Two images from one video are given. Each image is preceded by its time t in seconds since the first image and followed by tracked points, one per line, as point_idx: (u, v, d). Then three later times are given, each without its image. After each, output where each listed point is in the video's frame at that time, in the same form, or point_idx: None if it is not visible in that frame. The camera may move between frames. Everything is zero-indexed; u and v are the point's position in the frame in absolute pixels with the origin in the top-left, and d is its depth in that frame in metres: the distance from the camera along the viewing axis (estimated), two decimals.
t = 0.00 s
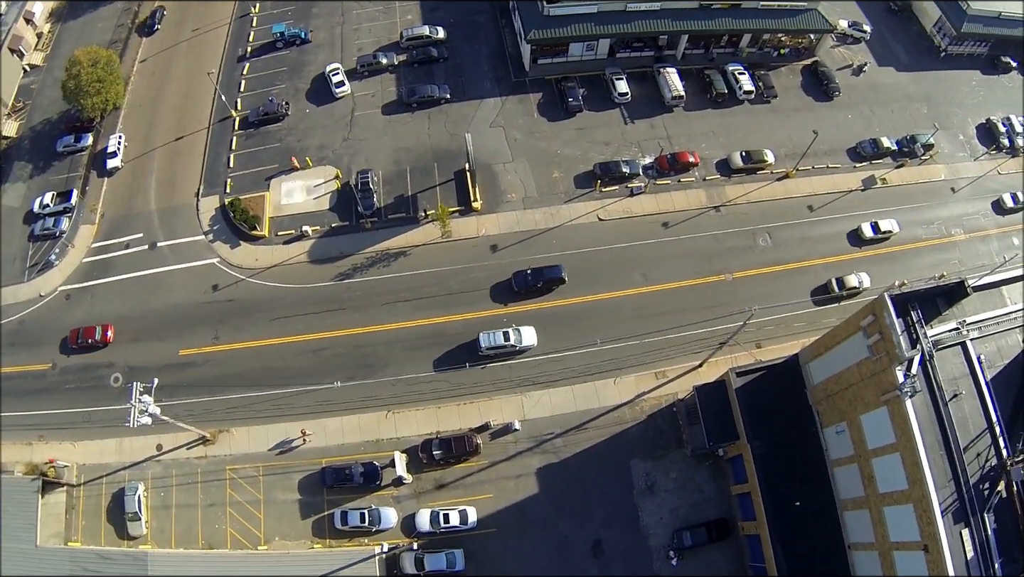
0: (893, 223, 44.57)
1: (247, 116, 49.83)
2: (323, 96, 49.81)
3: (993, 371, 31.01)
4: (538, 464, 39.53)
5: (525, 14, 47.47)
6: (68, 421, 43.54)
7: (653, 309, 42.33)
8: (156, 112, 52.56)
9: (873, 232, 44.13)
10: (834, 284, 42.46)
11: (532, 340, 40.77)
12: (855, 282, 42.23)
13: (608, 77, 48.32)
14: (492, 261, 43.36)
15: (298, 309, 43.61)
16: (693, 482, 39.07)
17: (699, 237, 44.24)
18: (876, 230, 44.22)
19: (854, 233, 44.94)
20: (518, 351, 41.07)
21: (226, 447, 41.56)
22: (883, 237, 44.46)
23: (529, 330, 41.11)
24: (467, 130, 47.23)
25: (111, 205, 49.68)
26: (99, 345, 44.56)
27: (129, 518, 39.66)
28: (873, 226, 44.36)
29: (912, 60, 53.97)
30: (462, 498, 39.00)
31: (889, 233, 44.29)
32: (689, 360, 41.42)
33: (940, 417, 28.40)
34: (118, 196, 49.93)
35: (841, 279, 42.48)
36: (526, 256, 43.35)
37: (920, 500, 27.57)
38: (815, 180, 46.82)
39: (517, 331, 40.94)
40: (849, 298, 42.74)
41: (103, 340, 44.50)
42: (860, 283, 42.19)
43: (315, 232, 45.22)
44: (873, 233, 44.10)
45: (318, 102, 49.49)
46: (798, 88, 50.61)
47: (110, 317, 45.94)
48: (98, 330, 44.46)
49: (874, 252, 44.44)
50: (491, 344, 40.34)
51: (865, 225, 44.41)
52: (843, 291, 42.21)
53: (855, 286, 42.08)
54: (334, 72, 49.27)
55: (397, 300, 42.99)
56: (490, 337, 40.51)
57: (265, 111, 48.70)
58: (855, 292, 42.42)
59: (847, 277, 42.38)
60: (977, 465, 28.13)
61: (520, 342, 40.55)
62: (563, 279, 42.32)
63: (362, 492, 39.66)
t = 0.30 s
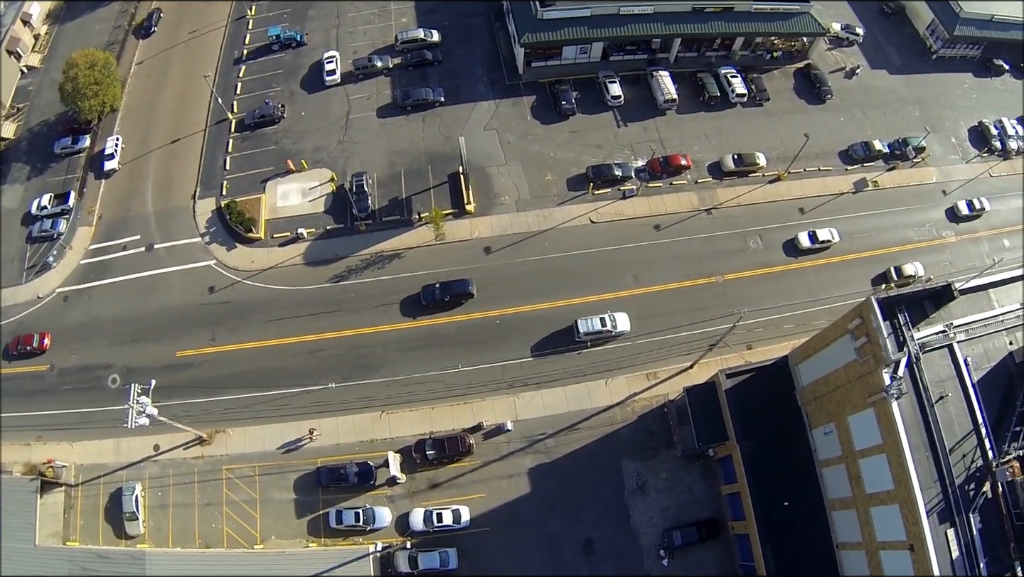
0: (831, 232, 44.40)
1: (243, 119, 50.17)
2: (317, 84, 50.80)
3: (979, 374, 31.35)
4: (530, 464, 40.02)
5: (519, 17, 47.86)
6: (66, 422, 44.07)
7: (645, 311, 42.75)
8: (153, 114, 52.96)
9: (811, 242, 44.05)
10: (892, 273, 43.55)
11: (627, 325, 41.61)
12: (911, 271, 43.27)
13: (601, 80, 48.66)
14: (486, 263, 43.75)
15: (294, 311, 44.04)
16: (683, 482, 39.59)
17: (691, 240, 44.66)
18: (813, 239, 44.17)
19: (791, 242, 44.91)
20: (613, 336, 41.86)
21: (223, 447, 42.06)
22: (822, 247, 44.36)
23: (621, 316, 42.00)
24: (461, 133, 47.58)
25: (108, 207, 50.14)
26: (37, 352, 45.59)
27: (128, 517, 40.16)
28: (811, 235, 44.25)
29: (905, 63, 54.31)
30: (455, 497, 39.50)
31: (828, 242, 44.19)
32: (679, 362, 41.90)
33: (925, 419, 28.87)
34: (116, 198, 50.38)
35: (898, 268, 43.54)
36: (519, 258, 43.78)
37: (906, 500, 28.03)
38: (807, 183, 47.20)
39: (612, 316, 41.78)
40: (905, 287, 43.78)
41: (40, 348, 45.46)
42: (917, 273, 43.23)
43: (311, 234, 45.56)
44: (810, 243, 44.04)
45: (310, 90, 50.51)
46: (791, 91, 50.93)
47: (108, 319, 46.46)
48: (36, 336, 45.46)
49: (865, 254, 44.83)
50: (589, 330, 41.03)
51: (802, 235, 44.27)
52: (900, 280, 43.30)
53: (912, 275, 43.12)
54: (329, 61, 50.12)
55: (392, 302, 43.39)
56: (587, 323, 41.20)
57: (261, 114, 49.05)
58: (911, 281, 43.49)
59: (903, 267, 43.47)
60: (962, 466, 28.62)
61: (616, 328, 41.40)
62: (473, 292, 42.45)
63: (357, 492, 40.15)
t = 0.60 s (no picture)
0: (759, 236, 44.40)
1: (235, 121, 50.58)
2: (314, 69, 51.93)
3: (963, 367, 32.01)
4: (521, 459, 40.59)
5: (506, 18, 48.38)
6: (62, 424, 44.57)
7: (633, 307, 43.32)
8: (146, 118, 53.42)
9: (738, 246, 44.08)
10: (938, 255, 44.77)
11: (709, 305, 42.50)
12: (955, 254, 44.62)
13: (589, 79, 49.16)
14: (477, 261, 44.28)
15: (288, 311, 44.48)
16: (673, 476, 40.22)
17: (679, 236, 45.21)
18: (740, 243, 44.19)
19: (718, 246, 45.00)
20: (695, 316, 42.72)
21: (219, 447, 42.58)
22: (751, 250, 44.38)
23: (704, 295, 42.83)
24: (450, 134, 48.03)
25: (102, 210, 50.64)
26: None
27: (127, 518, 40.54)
28: (738, 239, 44.28)
29: (891, 59, 54.84)
30: (448, 493, 40.07)
31: (757, 246, 44.21)
32: (668, 357, 42.50)
33: (909, 411, 29.53)
34: (110, 201, 50.87)
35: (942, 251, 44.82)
36: (510, 257, 44.28)
37: (891, 491, 28.64)
38: (793, 179, 47.76)
39: (696, 295, 42.63)
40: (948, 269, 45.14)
41: None
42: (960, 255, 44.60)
43: (303, 235, 45.99)
44: (737, 247, 44.08)
45: (303, 77, 51.62)
46: (777, 88, 51.44)
47: (103, 321, 46.95)
48: None
49: (851, 249, 45.43)
50: (676, 310, 41.92)
51: (729, 239, 44.35)
52: (945, 261, 44.55)
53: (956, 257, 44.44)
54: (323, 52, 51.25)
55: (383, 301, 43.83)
56: (674, 302, 42.13)
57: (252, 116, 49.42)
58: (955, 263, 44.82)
59: (948, 249, 44.73)
60: (947, 457, 29.18)
61: (700, 307, 42.24)
62: (382, 303, 43.11)
63: (351, 488, 40.73)
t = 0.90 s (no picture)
0: (711, 262, 44.35)
1: (269, 100, 51.43)
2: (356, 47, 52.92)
3: (962, 408, 32.31)
4: (520, 457, 41.23)
5: (544, 22, 48.97)
6: (77, 381, 46.18)
7: (644, 318, 43.87)
8: (182, 90, 54.43)
9: (685, 271, 44.05)
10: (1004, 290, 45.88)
11: (803, 315, 43.51)
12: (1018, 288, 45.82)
13: (621, 89, 49.65)
14: (495, 259, 44.88)
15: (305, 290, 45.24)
16: (667, 488, 40.71)
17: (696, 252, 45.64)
18: (689, 268, 44.11)
19: (667, 270, 44.99)
20: (788, 324, 43.77)
21: (226, 416, 43.47)
22: (700, 276, 44.28)
23: (798, 304, 43.94)
24: (480, 131, 48.64)
25: (131, 175, 52.30)
26: None
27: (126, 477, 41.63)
28: (688, 264, 44.19)
29: (923, 95, 54.90)
30: (445, 482, 40.81)
31: (706, 271, 44.05)
32: (673, 371, 42.99)
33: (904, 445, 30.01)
34: (139, 168, 52.32)
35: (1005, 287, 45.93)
36: (527, 257, 44.89)
37: (878, 523, 29.07)
38: (814, 206, 48.04)
39: (790, 303, 43.84)
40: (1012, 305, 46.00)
41: None
42: None
43: (327, 217, 46.74)
44: (685, 272, 44.06)
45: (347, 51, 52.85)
46: (806, 114, 51.68)
47: (126, 284, 48.42)
48: None
49: (866, 281, 45.71)
50: (773, 315, 43.08)
51: (678, 263, 44.35)
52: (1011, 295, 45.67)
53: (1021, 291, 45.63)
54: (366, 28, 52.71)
55: (399, 289, 44.53)
56: (771, 308, 43.24)
57: (287, 96, 50.25)
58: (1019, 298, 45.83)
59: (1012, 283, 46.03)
60: (938, 495, 29.40)
61: (795, 316, 43.34)
62: (318, 295, 44.33)
63: (351, 469, 41.54)
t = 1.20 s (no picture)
0: (687, 302, 44.32)
1: (365, 63, 52.77)
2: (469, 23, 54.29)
3: (966, 513, 32.10)
4: (528, 459, 41.80)
5: (647, 46, 49.62)
6: (127, 289, 48.44)
7: (679, 353, 44.20)
8: (283, 38, 56.38)
9: (660, 306, 44.16)
10: None
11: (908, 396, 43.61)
12: None
13: (707, 126, 50.02)
14: (549, 263, 45.54)
15: (358, 252, 46.31)
16: (661, 522, 40.84)
17: (744, 302, 45.78)
18: (664, 304, 44.23)
19: (642, 300, 45.10)
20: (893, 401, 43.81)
21: (257, 355, 44.78)
22: (673, 314, 44.36)
23: (905, 384, 44.09)
24: (561, 138, 49.37)
25: (215, 105, 54.39)
26: None
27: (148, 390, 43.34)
28: (663, 300, 44.33)
29: (1003, 196, 53.39)
30: (451, 466, 41.56)
31: (681, 311, 44.12)
32: (695, 411, 43.06)
33: (899, 533, 30.20)
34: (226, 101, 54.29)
35: None
36: (578, 269, 45.44)
37: None
38: (868, 282, 47.73)
39: (898, 382, 43.96)
40: None
41: None
42: None
43: (398, 187, 47.82)
44: (659, 306, 44.18)
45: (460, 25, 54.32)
46: (881, 190, 51.31)
47: (193, 209, 50.42)
48: None
49: (906, 368, 45.28)
50: (882, 389, 43.27)
51: (654, 297, 44.45)
52: None
53: None
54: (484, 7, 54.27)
55: (448, 271, 45.46)
56: (882, 382, 43.44)
57: (383, 64, 51.53)
58: None
59: None
60: None
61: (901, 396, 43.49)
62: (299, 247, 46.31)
63: (365, 432, 42.53)
